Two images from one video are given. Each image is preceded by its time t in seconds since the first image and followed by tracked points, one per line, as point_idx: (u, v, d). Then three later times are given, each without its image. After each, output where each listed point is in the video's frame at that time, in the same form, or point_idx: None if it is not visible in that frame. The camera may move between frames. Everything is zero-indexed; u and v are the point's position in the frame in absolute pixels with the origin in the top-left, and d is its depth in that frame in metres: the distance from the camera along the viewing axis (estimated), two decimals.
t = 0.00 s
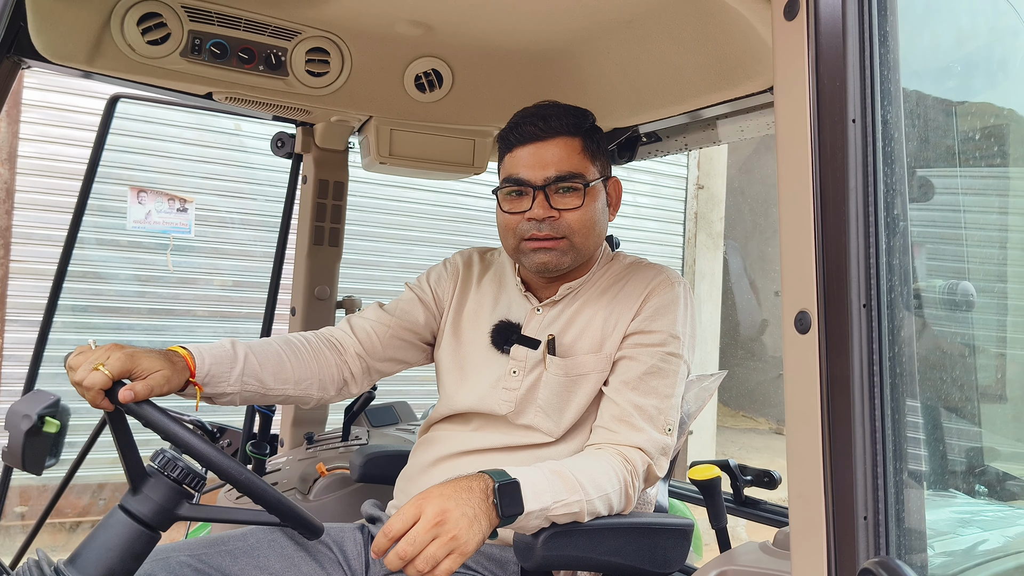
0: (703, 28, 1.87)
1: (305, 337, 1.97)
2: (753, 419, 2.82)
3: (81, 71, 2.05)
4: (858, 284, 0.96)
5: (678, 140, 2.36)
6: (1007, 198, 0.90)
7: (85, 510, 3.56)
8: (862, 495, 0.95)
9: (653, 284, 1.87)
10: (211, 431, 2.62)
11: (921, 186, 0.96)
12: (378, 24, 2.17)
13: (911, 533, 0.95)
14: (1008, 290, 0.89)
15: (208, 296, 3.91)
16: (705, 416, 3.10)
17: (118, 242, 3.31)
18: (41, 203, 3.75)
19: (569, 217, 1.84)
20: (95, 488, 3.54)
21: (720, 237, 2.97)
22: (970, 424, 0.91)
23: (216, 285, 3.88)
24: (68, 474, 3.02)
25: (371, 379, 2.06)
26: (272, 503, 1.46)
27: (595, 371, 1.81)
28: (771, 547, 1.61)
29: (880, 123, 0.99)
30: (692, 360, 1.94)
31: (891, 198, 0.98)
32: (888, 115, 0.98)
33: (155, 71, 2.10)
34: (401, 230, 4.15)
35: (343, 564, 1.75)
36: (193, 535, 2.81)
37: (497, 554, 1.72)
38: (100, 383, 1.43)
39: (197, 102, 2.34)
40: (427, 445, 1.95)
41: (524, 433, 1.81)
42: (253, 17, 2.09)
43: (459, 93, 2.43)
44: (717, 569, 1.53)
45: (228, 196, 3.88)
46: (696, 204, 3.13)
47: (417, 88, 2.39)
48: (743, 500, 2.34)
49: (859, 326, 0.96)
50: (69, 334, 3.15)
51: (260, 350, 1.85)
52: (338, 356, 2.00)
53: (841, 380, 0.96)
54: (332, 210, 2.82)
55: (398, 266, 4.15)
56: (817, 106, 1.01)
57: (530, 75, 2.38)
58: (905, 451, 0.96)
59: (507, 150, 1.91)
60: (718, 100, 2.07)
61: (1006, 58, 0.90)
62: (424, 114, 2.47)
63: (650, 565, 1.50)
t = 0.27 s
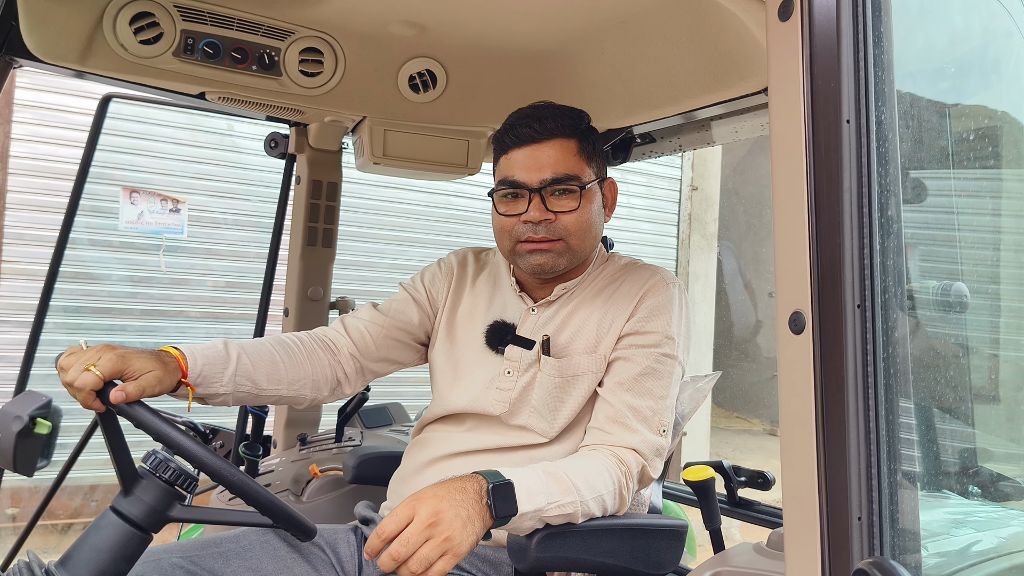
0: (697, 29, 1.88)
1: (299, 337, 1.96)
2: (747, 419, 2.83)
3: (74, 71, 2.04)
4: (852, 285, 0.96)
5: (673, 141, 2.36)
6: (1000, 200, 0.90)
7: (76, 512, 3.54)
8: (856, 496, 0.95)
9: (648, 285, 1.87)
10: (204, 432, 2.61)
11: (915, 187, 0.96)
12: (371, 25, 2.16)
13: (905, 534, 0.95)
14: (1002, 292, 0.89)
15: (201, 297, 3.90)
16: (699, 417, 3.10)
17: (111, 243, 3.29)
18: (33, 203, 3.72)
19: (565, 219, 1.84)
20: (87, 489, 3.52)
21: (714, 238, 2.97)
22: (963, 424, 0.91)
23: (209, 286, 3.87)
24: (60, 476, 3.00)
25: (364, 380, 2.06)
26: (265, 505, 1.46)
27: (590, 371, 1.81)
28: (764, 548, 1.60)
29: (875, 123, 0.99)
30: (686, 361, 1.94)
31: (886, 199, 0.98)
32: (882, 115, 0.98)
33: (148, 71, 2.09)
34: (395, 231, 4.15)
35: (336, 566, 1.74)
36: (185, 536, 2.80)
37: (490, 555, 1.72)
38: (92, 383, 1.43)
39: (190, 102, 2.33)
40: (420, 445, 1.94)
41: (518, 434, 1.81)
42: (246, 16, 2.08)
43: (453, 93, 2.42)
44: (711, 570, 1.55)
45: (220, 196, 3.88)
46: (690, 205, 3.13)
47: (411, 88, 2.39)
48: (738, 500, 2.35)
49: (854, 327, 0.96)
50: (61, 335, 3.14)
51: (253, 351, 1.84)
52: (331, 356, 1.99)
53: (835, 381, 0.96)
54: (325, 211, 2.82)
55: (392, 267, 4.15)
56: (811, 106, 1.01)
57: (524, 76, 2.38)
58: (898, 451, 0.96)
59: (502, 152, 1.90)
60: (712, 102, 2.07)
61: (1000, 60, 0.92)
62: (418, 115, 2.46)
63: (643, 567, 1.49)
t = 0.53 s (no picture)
0: (692, 31, 1.89)
1: (293, 339, 1.96)
2: (741, 421, 2.84)
3: (68, 72, 2.04)
4: (846, 287, 0.97)
5: (667, 143, 2.35)
6: (992, 203, 0.91)
7: (70, 514, 3.53)
8: (850, 497, 0.95)
9: (644, 287, 1.87)
10: (198, 435, 2.60)
11: (908, 190, 0.96)
12: (367, 26, 2.16)
13: (899, 535, 0.96)
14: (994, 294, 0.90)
15: (195, 298, 3.89)
16: (694, 419, 3.10)
17: (105, 244, 3.28)
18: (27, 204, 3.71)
19: (560, 222, 1.85)
20: (81, 492, 3.51)
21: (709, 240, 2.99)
22: (956, 426, 0.92)
23: (203, 287, 3.86)
24: (54, 478, 2.99)
25: (359, 382, 2.05)
26: (259, 507, 1.45)
27: (585, 374, 1.81)
28: (759, 549, 1.61)
29: (868, 125, 0.99)
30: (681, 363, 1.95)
31: (879, 202, 0.98)
32: (875, 117, 0.99)
33: (143, 72, 2.09)
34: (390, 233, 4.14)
35: (330, 567, 1.74)
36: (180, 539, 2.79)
37: (485, 557, 1.71)
38: (86, 385, 1.43)
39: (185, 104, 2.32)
40: (415, 448, 1.94)
41: (513, 436, 1.81)
42: (241, 17, 2.08)
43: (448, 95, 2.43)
44: (706, 571, 1.55)
45: (216, 198, 3.88)
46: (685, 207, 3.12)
47: (406, 90, 2.39)
48: (732, 502, 2.35)
49: (847, 329, 0.96)
50: (55, 336, 3.13)
51: (247, 353, 1.84)
52: (326, 359, 1.99)
53: (829, 383, 0.96)
54: (320, 213, 2.81)
55: (386, 268, 4.15)
56: (805, 109, 1.01)
57: (520, 78, 2.38)
58: (892, 453, 0.96)
59: (497, 154, 1.90)
60: (706, 104, 2.07)
61: (991, 63, 0.93)
62: (413, 116, 2.46)
63: (638, 569, 1.49)
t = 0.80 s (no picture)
0: (689, 31, 1.89)
1: (291, 339, 1.96)
2: (739, 422, 2.84)
3: (66, 71, 2.03)
4: (844, 285, 0.97)
5: (665, 143, 2.36)
6: (990, 203, 0.91)
7: (67, 513, 3.52)
8: (847, 496, 0.95)
9: (642, 286, 1.87)
10: (195, 434, 2.60)
11: (905, 191, 0.96)
12: (364, 25, 2.16)
13: (895, 534, 0.96)
14: (991, 295, 0.90)
15: (193, 297, 3.89)
16: (691, 419, 3.10)
17: (102, 244, 3.28)
18: (25, 203, 3.70)
19: (557, 220, 1.85)
20: (78, 491, 3.50)
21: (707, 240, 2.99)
22: (952, 427, 0.92)
23: (201, 287, 3.86)
24: (51, 478, 2.98)
25: (357, 382, 2.05)
26: (257, 506, 1.45)
27: (582, 373, 1.81)
28: (756, 548, 1.61)
29: (866, 125, 1.00)
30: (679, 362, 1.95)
31: (876, 202, 0.99)
32: (873, 117, 0.99)
33: (140, 71, 2.08)
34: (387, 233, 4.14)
35: (327, 566, 1.74)
36: (176, 538, 2.78)
37: (482, 556, 1.71)
38: (83, 384, 1.42)
39: (184, 103, 2.32)
40: (413, 447, 1.94)
41: (511, 435, 1.81)
42: (238, 16, 2.08)
43: (446, 95, 2.43)
44: (703, 571, 1.56)
45: (213, 197, 3.87)
46: (683, 207, 3.11)
47: (404, 89, 2.39)
48: (729, 502, 2.37)
49: (845, 327, 0.97)
50: (52, 335, 3.12)
51: (245, 352, 1.84)
52: (323, 358, 1.99)
53: (826, 382, 0.97)
54: (318, 212, 2.82)
55: (384, 268, 4.14)
56: (803, 110, 1.02)
57: (518, 78, 2.38)
58: (889, 453, 0.96)
59: (491, 156, 1.90)
60: (703, 104, 2.07)
61: (990, 61, 0.92)
62: (411, 116, 2.46)
63: (634, 568, 1.49)
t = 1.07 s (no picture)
0: (688, 31, 1.89)
1: (290, 339, 1.96)
2: (738, 421, 2.84)
3: (66, 69, 2.03)
4: (844, 284, 0.97)
5: (665, 142, 2.36)
6: (989, 203, 0.91)
7: (67, 512, 3.52)
8: (847, 495, 0.95)
9: (637, 284, 1.87)
10: (195, 432, 2.60)
11: (905, 190, 0.97)
12: (365, 24, 2.16)
13: (895, 533, 0.96)
14: (991, 294, 0.90)
15: (193, 296, 3.89)
16: (690, 418, 3.10)
17: (102, 242, 3.28)
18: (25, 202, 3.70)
19: (527, 214, 1.84)
20: (78, 489, 3.50)
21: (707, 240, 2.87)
22: (952, 426, 0.92)
23: (201, 285, 3.86)
24: (51, 476, 2.98)
25: (356, 382, 2.05)
26: (256, 503, 1.45)
27: (579, 372, 1.81)
28: (755, 547, 1.62)
29: (866, 124, 0.99)
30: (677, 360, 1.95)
31: (876, 201, 0.98)
32: (873, 116, 0.99)
33: (141, 70, 2.08)
34: (387, 232, 4.14)
35: (327, 565, 1.73)
36: (176, 537, 2.78)
37: (481, 554, 1.71)
38: (83, 381, 1.42)
39: (184, 102, 2.32)
40: (412, 445, 1.94)
41: (511, 435, 1.81)
42: (238, 15, 2.08)
43: (446, 93, 2.43)
44: (702, 570, 1.56)
45: (212, 196, 3.86)
46: (683, 207, 2.96)
47: (404, 88, 2.39)
48: (728, 501, 2.40)
49: (845, 326, 0.96)
50: (52, 334, 3.12)
51: (245, 352, 1.84)
52: (322, 358, 1.99)
53: (826, 382, 0.97)
54: (318, 211, 2.82)
55: (383, 267, 4.14)
56: (803, 109, 1.02)
57: (518, 77, 2.38)
58: (889, 452, 0.96)
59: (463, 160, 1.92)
60: (702, 104, 2.08)
61: (990, 62, 0.93)
62: (412, 115, 2.46)
63: (634, 566, 1.49)
